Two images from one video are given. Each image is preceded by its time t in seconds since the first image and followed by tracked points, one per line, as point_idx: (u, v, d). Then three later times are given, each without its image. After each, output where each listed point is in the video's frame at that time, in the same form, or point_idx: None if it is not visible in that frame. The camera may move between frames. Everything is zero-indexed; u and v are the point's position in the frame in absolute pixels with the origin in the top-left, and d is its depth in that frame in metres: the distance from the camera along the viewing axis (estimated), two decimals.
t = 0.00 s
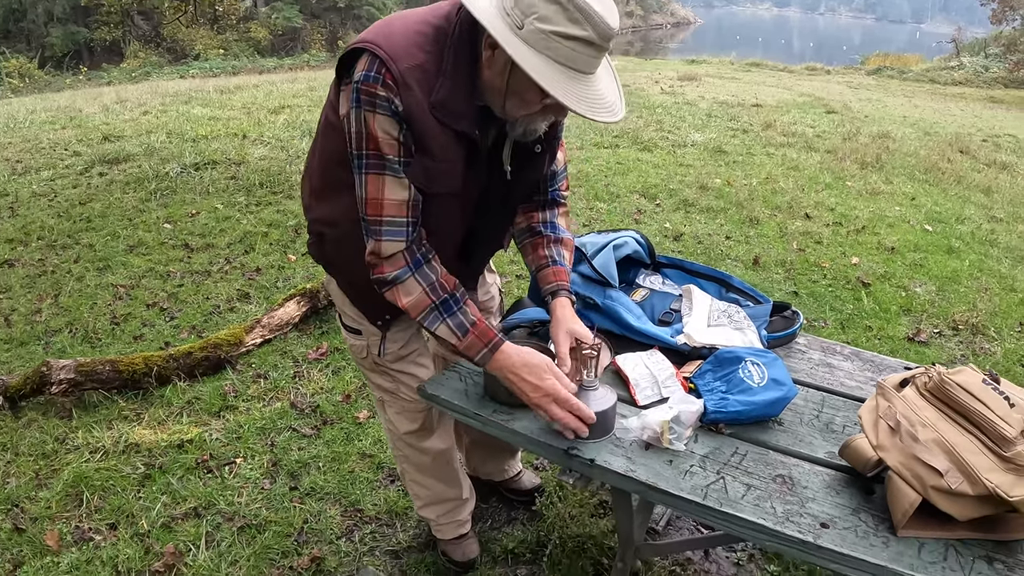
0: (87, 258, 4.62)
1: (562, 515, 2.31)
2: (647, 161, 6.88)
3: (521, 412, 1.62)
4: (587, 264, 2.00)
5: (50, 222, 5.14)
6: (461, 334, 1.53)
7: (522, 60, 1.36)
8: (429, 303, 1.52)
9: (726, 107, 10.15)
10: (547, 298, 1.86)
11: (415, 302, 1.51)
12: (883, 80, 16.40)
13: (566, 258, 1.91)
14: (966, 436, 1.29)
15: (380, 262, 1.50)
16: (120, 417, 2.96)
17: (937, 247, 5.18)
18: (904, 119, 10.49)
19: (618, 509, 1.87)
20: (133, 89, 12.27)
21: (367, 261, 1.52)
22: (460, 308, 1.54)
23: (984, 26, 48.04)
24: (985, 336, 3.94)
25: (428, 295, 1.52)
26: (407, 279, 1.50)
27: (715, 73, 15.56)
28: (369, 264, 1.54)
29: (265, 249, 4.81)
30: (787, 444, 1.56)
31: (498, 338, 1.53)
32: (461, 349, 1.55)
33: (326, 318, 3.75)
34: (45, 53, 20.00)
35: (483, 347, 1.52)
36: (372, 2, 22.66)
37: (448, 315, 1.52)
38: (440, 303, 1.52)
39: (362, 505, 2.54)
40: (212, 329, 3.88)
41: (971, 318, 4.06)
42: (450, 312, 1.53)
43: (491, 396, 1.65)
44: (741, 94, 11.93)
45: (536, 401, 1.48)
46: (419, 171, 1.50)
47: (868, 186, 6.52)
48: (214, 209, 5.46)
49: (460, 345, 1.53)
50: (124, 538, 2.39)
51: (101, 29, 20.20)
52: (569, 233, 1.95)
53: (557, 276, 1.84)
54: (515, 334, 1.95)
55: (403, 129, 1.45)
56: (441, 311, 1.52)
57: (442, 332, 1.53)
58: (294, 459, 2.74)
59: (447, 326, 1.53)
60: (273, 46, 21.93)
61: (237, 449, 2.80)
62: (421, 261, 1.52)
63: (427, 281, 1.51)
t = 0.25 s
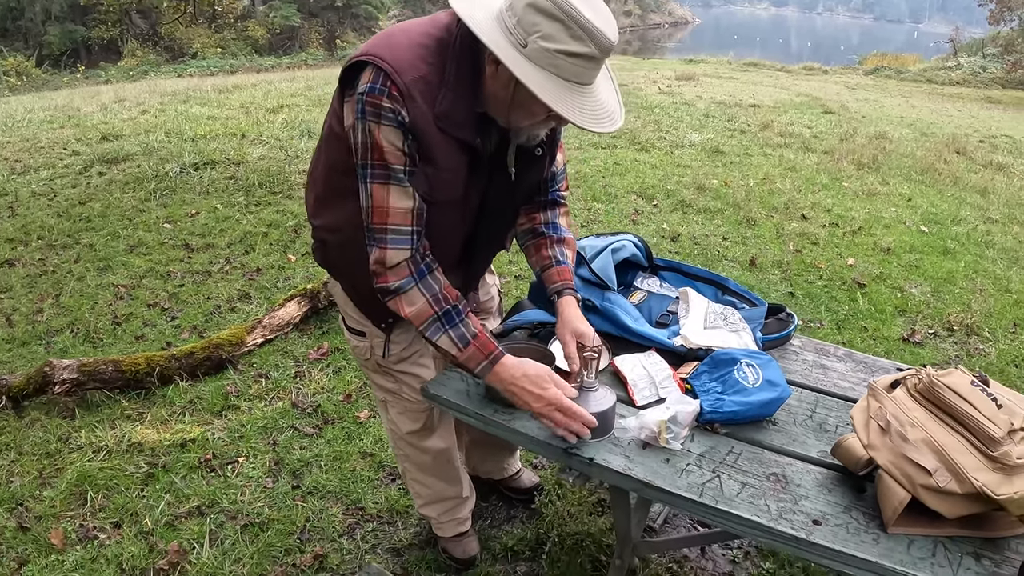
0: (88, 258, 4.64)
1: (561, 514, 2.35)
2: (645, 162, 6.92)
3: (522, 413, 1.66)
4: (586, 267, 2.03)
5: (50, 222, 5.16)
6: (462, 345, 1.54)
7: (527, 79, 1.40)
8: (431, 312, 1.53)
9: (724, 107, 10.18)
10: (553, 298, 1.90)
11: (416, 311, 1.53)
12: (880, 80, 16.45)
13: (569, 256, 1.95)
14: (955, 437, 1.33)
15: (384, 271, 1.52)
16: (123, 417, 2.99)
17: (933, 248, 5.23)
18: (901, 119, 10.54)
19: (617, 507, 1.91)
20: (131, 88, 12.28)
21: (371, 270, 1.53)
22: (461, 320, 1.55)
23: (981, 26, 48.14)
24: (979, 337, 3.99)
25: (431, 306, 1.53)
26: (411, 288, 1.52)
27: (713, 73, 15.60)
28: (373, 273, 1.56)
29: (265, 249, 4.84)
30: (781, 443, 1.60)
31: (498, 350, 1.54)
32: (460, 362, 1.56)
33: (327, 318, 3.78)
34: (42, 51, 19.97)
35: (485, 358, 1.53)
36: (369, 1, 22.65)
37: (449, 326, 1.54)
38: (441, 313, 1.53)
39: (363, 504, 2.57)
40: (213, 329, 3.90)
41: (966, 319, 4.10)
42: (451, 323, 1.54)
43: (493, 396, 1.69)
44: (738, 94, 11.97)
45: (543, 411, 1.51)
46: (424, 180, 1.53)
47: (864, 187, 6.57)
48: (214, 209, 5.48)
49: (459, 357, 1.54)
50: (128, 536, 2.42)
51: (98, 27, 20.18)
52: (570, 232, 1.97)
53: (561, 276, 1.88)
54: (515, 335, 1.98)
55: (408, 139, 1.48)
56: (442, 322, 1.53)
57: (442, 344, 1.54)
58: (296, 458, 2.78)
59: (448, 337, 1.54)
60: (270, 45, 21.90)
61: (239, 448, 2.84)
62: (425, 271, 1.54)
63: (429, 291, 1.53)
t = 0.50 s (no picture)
0: (91, 257, 4.66)
1: (568, 510, 2.38)
2: (646, 163, 6.94)
3: (534, 408, 1.68)
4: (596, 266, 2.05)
5: (53, 221, 5.17)
6: (417, 318, 1.57)
7: (542, 79, 1.42)
8: (390, 287, 1.54)
9: (724, 108, 10.21)
10: (576, 258, 1.99)
11: (376, 286, 1.54)
12: (879, 82, 16.49)
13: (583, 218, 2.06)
14: (959, 429, 1.35)
15: (349, 250, 1.53)
16: (129, 415, 3.01)
17: (933, 249, 5.25)
18: (901, 122, 10.57)
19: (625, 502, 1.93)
20: (131, 87, 12.28)
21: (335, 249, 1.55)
22: (418, 294, 1.57)
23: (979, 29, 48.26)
24: (979, 337, 4.01)
25: (389, 281, 1.55)
26: (371, 266, 1.54)
27: (713, 74, 15.64)
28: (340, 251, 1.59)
29: (269, 248, 4.85)
30: (789, 438, 1.62)
31: (451, 325, 1.57)
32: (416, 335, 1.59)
33: (331, 317, 3.80)
34: (41, 50, 19.95)
35: (435, 332, 1.56)
36: (369, 1, 22.67)
37: (407, 300, 1.56)
38: (398, 288, 1.55)
39: (370, 501, 2.59)
40: (217, 328, 3.92)
41: (966, 320, 4.13)
42: (408, 298, 1.56)
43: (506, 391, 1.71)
44: (738, 95, 12.00)
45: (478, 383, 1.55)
46: (433, 175, 1.57)
47: (864, 188, 6.60)
48: (216, 209, 5.50)
49: (415, 329, 1.57)
50: (136, 533, 2.44)
51: (97, 27, 20.18)
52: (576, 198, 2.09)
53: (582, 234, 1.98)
54: (526, 333, 1.98)
55: (414, 136, 1.52)
56: (400, 297, 1.55)
57: (400, 316, 1.57)
58: (303, 455, 2.79)
59: (405, 311, 1.56)
60: (270, 45, 21.90)
61: (246, 446, 2.85)
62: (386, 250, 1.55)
63: (388, 268, 1.54)
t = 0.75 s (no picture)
0: (95, 257, 4.69)
1: (570, 507, 2.41)
2: (646, 165, 6.98)
3: (540, 403, 1.71)
4: (599, 265, 2.07)
5: (57, 221, 5.20)
6: (388, 279, 1.68)
7: (550, 74, 1.46)
8: (363, 248, 1.64)
9: (724, 111, 10.26)
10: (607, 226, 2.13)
11: (351, 245, 1.64)
12: (879, 85, 16.54)
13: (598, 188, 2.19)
14: (955, 425, 1.38)
15: (328, 212, 1.63)
16: (135, 413, 3.03)
17: (932, 252, 5.29)
18: (900, 125, 10.62)
19: (627, 499, 1.96)
20: (133, 89, 12.32)
21: (318, 210, 1.66)
22: (391, 255, 1.67)
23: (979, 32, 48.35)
24: (978, 338, 4.05)
25: (364, 243, 1.64)
26: (349, 227, 1.63)
27: (713, 77, 15.68)
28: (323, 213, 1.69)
29: (272, 249, 4.89)
30: (789, 433, 1.65)
31: (418, 286, 1.70)
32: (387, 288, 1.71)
33: (334, 317, 3.83)
34: (43, 50, 19.98)
35: (404, 292, 1.68)
36: (370, 3, 22.73)
37: (378, 261, 1.66)
38: (372, 250, 1.65)
39: (375, 498, 2.62)
40: (221, 327, 3.95)
41: (964, 321, 4.17)
42: (381, 259, 1.66)
43: (512, 387, 1.74)
44: (738, 98, 12.04)
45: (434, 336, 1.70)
46: (437, 165, 1.63)
47: (864, 191, 6.63)
48: (219, 209, 5.53)
49: (386, 287, 1.69)
50: (142, 529, 2.46)
51: (99, 28, 20.22)
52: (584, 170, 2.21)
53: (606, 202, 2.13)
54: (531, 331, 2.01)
55: (415, 126, 1.58)
56: (373, 257, 1.65)
57: (373, 275, 1.68)
58: (308, 453, 2.82)
59: (377, 270, 1.67)
60: (271, 46, 21.95)
61: (251, 443, 2.88)
62: (365, 215, 1.65)
63: (364, 230, 1.64)
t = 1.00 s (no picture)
0: (99, 258, 4.72)
1: (572, 505, 2.45)
2: (647, 168, 7.02)
3: (543, 402, 1.74)
4: (601, 267, 2.10)
5: (61, 222, 5.24)
6: (420, 257, 1.74)
7: (555, 72, 1.49)
8: (394, 233, 1.72)
9: (725, 114, 10.29)
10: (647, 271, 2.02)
11: (383, 232, 1.72)
12: (880, 88, 16.58)
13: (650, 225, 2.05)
14: (950, 422, 1.41)
15: (355, 201, 1.70)
16: (140, 413, 3.07)
17: (931, 254, 5.32)
18: (901, 127, 10.65)
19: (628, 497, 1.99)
20: (135, 90, 12.37)
21: (343, 200, 1.72)
22: (421, 236, 1.73)
23: (979, 35, 48.41)
24: (976, 340, 4.08)
25: (394, 229, 1.71)
26: (377, 216, 1.70)
27: (714, 80, 15.72)
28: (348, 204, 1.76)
29: (275, 251, 4.92)
30: (787, 431, 1.68)
31: (451, 260, 1.76)
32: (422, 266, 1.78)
33: (338, 318, 3.87)
34: (44, 52, 20.03)
35: (438, 267, 1.76)
36: (371, 6, 22.79)
37: (410, 242, 1.72)
38: (403, 233, 1.71)
39: (379, 497, 2.65)
40: (225, 328, 3.98)
41: (963, 323, 4.20)
42: (411, 241, 1.73)
43: (515, 386, 1.77)
44: (739, 101, 12.08)
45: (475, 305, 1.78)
46: (448, 159, 1.68)
47: (864, 194, 6.66)
48: (222, 211, 5.57)
49: (420, 266, 1.76)
50: (148, 528, 2.49)
51: (100, 30, 20.27)
52: (642, 201, 2.06)
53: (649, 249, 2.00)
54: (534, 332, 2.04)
55: (427, 120, 1.63)
56: (405, 241, 1.72)
57: (406, 256, 1.75)
58: (312, 453, 2.86)
59: (409, 252, 1.74)
60: (272, 48, 22.00)
61: (256, 443, 2.91)
62: (390, 203, 1.71)
63: (392, 217, 1.71)
